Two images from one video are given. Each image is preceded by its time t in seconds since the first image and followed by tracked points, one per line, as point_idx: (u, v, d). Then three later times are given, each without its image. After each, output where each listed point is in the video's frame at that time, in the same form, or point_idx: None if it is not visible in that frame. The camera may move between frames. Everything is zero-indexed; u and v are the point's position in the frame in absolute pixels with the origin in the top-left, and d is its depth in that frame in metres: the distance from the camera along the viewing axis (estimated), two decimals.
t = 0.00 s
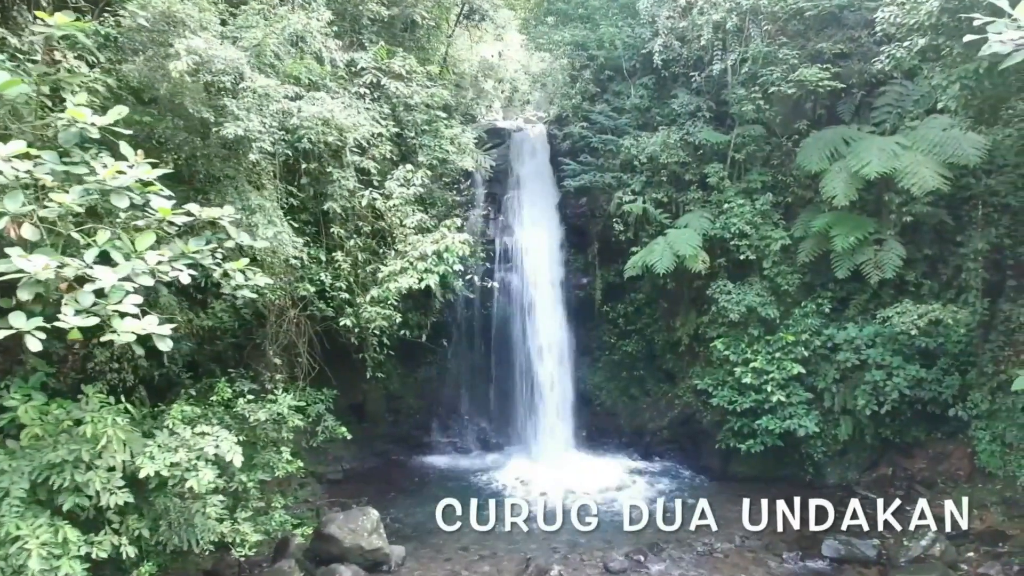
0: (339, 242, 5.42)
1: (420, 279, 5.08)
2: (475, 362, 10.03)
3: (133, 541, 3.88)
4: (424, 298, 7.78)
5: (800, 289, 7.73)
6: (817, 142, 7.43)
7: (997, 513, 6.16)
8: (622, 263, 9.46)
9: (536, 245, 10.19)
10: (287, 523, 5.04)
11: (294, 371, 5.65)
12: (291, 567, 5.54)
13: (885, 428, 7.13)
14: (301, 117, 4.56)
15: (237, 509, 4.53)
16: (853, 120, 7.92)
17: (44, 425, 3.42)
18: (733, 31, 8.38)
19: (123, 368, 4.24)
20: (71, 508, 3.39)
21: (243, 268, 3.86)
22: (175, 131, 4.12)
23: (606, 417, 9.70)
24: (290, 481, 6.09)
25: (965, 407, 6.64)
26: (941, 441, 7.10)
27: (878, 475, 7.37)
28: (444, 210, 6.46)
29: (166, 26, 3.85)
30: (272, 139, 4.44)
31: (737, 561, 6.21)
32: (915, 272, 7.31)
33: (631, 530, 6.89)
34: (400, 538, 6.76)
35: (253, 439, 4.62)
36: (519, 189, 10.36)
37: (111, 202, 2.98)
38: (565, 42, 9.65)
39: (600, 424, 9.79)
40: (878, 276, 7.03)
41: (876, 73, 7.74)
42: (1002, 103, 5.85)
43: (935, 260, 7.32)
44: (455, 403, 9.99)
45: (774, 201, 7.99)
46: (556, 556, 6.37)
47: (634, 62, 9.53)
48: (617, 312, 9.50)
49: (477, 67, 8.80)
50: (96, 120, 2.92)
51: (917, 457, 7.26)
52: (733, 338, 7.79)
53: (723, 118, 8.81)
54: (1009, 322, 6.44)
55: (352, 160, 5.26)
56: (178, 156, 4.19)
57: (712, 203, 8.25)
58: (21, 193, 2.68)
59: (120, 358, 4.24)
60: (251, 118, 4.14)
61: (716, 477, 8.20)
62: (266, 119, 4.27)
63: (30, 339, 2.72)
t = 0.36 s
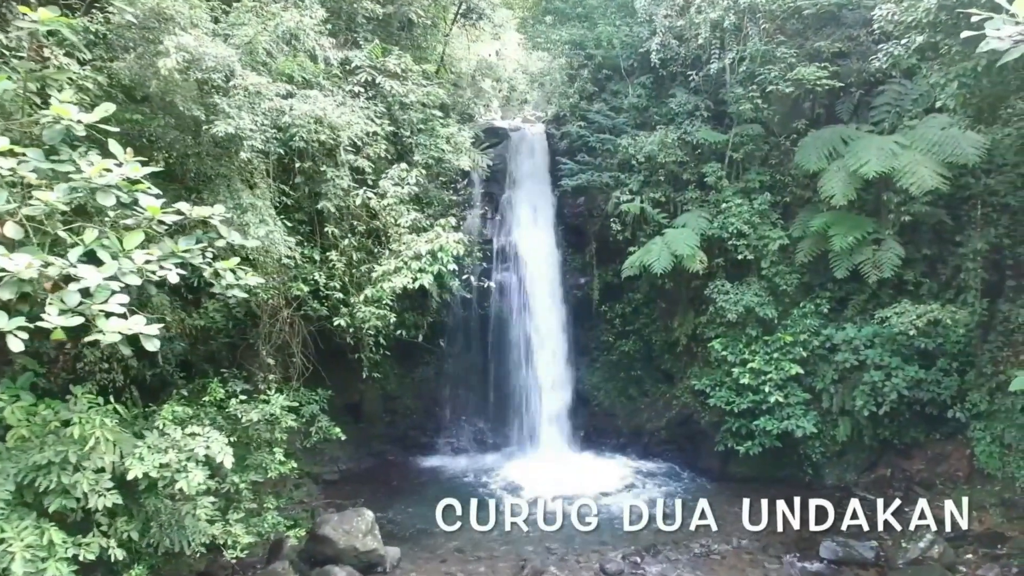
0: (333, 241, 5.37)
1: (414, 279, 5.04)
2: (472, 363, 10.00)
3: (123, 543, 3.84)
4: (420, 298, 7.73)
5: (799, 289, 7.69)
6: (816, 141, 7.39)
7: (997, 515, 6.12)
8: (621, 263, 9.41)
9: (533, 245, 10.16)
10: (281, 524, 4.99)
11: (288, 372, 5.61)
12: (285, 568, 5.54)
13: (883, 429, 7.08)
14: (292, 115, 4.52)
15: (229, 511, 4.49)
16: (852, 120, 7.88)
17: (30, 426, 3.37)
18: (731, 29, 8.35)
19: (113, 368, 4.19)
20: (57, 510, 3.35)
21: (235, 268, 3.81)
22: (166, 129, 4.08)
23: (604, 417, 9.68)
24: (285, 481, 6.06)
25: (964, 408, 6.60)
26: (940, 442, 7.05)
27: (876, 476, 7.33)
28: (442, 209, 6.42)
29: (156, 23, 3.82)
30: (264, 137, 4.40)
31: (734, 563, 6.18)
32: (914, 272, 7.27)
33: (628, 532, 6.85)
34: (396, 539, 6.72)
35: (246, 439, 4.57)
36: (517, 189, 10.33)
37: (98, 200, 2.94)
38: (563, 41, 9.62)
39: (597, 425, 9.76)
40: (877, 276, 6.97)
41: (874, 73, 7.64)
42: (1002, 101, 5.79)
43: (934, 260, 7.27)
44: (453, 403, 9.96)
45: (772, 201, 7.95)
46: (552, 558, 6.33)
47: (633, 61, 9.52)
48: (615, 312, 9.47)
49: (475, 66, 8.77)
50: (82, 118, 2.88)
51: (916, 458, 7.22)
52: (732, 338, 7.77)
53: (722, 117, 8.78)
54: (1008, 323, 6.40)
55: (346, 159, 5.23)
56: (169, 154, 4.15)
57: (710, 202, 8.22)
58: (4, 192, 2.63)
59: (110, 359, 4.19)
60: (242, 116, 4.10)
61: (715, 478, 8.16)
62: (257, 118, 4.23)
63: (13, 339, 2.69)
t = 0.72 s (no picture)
0: (329, 242, 5.33)
1: (410, 279, 5.00)
2: (470, 363, 9.96)
3: (116, 545, 3.81)
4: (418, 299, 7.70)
5: (798, 289, 7.66)
6: (816, 141, 7.36)
7: (997, 517, 6.08)
8: (620, 263, 9.37)
9: (532, 244, 10.10)
10: (276, 526, 4.96)
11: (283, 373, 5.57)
12: (281, 570, 5.52)
13: (882, 430, 7.05)
14: (286, 115, 4.47)
15: (223, 512, 4.46)
16: (851, 119, 7.84)
17: (21, 429, 3.32)
18: (730, 29, 8.31)
19: (107, 369, 4.16)
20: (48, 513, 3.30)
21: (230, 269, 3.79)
22: (159, 128, 4.04)
23: (603, 417, 9.64)
24: (281, 482, 6.03)
25: (964, 409, 6.56)
26: (940, 443, 7.01)
27: (876, 477, 7.29)
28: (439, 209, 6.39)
29: (149, 21, 3.78)
30: (259, 136, 4.36)
31: (734, 565, 6.14)
32: (914, 272, 7.23)
33: (627, 533, 6.82)
34: (393, 541, 6.68)
35: (240, 440, 4.53)
36: (516, 189, 10.29)
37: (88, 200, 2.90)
38: (562, 40, 9.59)
39: (596, 425, 9.73)
40: (877, 276, 6.94)
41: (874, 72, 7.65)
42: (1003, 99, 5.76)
43: (934, 260, 7.24)
44: (451, 404, 9.93)
45: (771, 201, 7.91)
46: (550, 560, 6.30)
47: (632, 61, 9.49)
48: (614, 312, 9.44)
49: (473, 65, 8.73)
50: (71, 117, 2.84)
51: (916, 459, 7.18)
52: (731, 339, 7.74)
53: (721, 116, 8.75)
54: (1007, 324, 6.33)
55: (341, 159, 5.19)
56: (163, 154, 4.13)
57: (709, 203, 8.19)
58: None
59: (104, 359, 4.16)
60: (235, 115, 4.07)
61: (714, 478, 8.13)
62: (252, 117, 4.20)
63: (1, 340, 2.65)
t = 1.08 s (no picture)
0: (330, 241, 5.31)
1: (411, 279, 4.99)
2: (470, 363, 9.94)
3: (115, 546, 3.79)
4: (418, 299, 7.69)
5: (799, 289, 7.66)
6: (818, 139, 7.35)
7: (1000, 517, 6.05)
8: (620, 263, 9.35)
9: (532, 244, 10.05)
10: (276, 527, 4.94)
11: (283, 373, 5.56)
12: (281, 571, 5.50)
13: (884, 431, 7.04)
14: (286, 113, 4.43)
15: (223, 513, 4.44)
16: (853, 119, 7.82)
17: (20, 429, 3.31)
18: (731, 28, 8.28)
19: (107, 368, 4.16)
20: (48, 514, 3.28)
21: (232, 269, 3.78)
22: (159, 126, 4.02)
23: (603, 418, 9.63)
24: (281, 483, 6.00)
25: (965, 410, 6.54)
26: (941, 443, 7.00)
27: (877, 477, 7.27)
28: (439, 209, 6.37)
29: (148, 20, 3.76)
30: (259, 135, 4.32)
31: (736, 565, 6.13)
32: (915, 272, 7.22)
33: (628, 534, 6.81)
34: (393, 541, 6.68)
35: (240, 440, 4.51)
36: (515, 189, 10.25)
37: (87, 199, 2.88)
38: (562, 40, 9.58)
39: (596, 426, 9.72)
40: (878, 276, 6.92)
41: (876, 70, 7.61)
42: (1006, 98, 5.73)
43: (935, 260, 7.22)
44: (451, 404, 9.93)
45: (772, 201, 7.89)
46: (551, 561, 6.28)
47: (633, 61, 9.48)
48: (614, 312, 9.42)
49: (473, 65, 8.72)
50: (71, 113, 2.81)
51: (917, 460, 7.18)
52: (732, 339, 7.73)
53: (722, 116, 8.73)
54: (1009, 324, 6.34)
55: (342, 158, 5.16)
56: (162, 152, 4.11)
57: (710, 202, 8.18)
58: None
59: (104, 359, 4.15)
60: (235, 113, 4.06)
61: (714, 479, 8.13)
62: (253, 116, 4.18)
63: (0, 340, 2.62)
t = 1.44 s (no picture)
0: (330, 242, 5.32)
1: (417, 278, 5.14)
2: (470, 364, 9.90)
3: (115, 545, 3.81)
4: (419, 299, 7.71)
5: (800, 290, 7.63)
6: (820, 138, 7.36)
7: (1000, 517, 6.04)
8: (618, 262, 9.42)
9: (531, 245, 10.13)
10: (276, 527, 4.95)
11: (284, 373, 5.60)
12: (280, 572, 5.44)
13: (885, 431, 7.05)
14: (292, 114, 4.69)
15: (222, 513, 4.46)
16: (854, 119, 7.80)
17: (24, 428, 3.32)
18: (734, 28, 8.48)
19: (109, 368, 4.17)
20: (50, 514, 3.29)
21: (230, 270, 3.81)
22: (159, 129, 4.05)
23: (603, 418, 9.66)
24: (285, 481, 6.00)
25: (965, 410, 6.54)
26: (942, 444, 7.00)
27: (879, 479, 7.17)
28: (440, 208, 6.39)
29: (154, 20, 3.82)
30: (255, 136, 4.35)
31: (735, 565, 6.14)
32: (915, 272, 7.22)
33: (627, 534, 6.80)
34: (393, 541, 6.74)
35: (240, 441, 4.55)
36: (517, 190, 10.30)
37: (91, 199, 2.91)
38: (563, 40, 9.49)
39: (596, 426, 9.73)
40: (878, 276, 6.92)
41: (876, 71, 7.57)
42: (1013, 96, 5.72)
43: (937, 260, 7.21)
44: (451, 405, 9.90)
45: (774, 200, 7.89)
46: (550, 560, 6.29)
47: (634, 62, 9.44)
48: (614, 312, 9.44)
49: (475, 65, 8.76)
50: (79, 115, 2.88)
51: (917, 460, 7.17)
52: (732, 339, 7.74)
53: (724, 117, 8.57)
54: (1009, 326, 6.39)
55: (339, 159, 5.26)
56: (162, 153, 4.12)
57: (710, 203, 8.21)
58: None
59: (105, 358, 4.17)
60: (239, 114, 4.25)
61: (715, 479, 8.12)
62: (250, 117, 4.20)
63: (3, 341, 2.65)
